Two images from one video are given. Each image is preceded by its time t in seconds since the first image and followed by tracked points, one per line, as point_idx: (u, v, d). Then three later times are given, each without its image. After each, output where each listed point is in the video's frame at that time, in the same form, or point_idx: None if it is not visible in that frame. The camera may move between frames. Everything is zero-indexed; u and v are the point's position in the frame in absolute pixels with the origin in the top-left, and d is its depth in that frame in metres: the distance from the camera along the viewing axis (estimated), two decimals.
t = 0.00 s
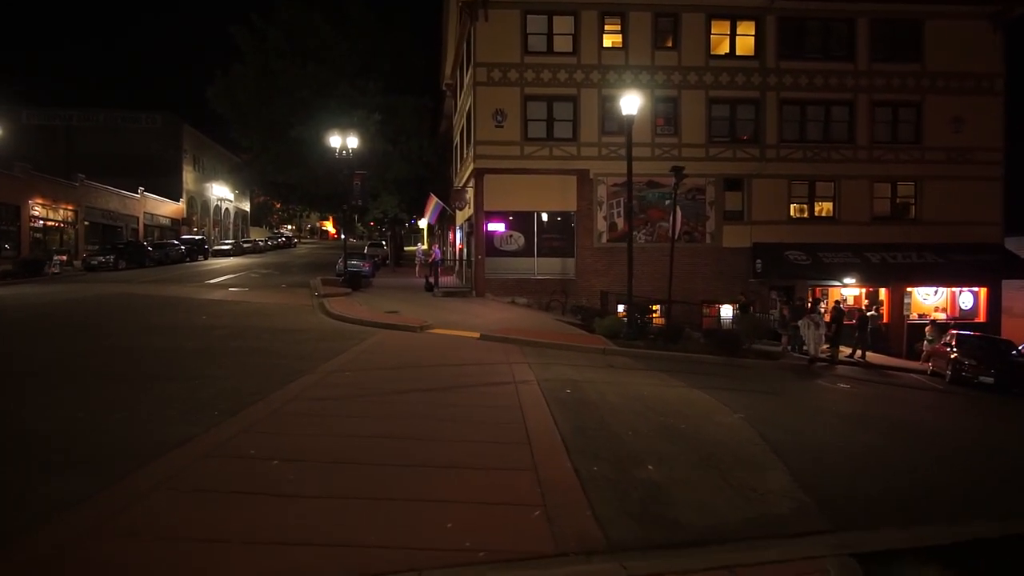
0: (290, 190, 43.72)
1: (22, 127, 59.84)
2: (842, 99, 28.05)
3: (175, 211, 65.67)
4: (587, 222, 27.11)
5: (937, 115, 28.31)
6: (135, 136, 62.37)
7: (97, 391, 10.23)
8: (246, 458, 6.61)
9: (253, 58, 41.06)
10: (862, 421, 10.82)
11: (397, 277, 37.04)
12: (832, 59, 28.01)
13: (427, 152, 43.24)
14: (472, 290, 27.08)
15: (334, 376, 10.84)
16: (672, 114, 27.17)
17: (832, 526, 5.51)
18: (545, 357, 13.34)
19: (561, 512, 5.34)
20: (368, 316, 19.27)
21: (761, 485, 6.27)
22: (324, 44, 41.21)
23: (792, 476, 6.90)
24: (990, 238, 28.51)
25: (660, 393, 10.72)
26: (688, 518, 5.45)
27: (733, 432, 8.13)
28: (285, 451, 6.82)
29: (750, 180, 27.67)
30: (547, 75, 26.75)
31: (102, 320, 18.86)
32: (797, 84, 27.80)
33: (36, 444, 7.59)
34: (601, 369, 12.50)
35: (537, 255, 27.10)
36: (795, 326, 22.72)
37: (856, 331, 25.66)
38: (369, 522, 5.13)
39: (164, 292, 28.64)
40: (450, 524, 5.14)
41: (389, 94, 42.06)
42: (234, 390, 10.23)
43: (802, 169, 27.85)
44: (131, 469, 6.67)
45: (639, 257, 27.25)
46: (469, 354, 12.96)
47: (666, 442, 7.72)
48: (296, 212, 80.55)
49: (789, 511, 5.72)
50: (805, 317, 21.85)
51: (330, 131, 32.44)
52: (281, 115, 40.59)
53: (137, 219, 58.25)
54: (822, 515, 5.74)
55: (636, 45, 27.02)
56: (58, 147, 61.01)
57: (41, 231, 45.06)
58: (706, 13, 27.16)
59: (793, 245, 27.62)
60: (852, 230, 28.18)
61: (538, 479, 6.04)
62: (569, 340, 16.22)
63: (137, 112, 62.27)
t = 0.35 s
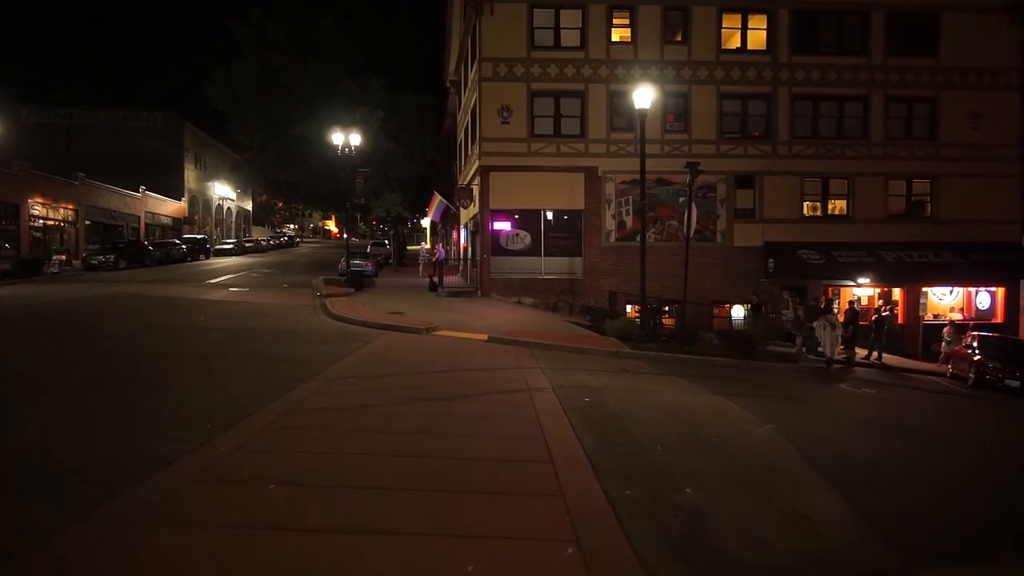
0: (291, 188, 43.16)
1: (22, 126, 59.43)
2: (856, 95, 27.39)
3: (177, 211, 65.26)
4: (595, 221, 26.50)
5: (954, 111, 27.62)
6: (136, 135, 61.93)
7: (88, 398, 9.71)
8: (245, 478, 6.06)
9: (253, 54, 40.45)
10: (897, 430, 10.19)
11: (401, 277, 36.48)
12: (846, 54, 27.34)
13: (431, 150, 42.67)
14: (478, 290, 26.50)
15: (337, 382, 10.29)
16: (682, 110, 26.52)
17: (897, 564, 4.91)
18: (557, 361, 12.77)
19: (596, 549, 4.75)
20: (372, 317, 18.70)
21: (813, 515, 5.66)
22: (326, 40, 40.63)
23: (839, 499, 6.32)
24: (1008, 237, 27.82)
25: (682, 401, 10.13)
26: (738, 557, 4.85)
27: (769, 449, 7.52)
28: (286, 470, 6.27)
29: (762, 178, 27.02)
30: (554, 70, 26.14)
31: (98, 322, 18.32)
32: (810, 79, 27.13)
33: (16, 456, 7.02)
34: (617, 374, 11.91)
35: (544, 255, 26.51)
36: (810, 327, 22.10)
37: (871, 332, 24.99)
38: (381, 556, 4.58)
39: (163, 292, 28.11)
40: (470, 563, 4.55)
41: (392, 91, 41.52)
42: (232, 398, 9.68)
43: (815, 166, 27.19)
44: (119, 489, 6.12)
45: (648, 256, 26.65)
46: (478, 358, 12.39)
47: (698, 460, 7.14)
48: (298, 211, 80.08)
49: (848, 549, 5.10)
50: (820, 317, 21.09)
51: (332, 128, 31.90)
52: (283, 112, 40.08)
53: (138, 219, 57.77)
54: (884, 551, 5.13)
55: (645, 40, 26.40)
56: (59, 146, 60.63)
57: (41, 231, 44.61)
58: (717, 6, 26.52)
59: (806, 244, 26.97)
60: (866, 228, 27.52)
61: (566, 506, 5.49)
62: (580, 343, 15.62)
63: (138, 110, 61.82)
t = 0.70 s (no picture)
0: (293, 187, 42.57)
1: (22, 125, 59.02)
2: (870, 90, 26.72)
3: (178, 210, 64.82)
4: (603, 219, 25.87)
5: (971, 106, 26.94)
6: (137, 134, 61.46)
7: (74, 402, 9.08)
8: (236, 499, 5.42)
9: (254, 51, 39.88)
10: (935, 439, 9.56)
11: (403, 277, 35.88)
12: (860, 47, 26.65)
13: (434, 148, 42.10)
14: (483, 290, 25.90)
15: (340, 388, 9.68)
16: (692, 106, 25.86)
17: None
18: (570, 365, 12.14)
19: None
20: (375, 318, 18.09)
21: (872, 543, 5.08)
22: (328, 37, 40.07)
23: (899, 525, 5.67)
24: None
25: (707, 410, 9.49)
26: None
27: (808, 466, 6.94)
28: (285, 489, 5.65)
29: (774, 175, 26.36)
30: (560, 64, 25.52)
31: (92, 323, 17.75)
32: (824, 74, 26.45)
33: None
34: (635, 379, 11.27)
35: (550, 254, 25.87)
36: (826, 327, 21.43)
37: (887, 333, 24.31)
38: None
39: (162, 292, 27.57)
40: None
41: (395, 88, 40.99)
42: (228, 402, 9.06)
43: (829, 162, 26.51)
44: (97, 508, 5.49)
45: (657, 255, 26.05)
46: (487, 361, 11.77)
47: (736, 481, 6.50)
48: (300, 211, 79.57)
49: None
50: (836, 318, 20.41)
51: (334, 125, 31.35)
52: (285, 109, 39.52)
53: (138, 218, 57.28)
54: None
55: (654, 33, 25.76)
56: (59, 145, 60.16)
57: (40, 230, 44.11)
58: None
59: (819, 243, 26.32)
60: (881, 226, 26.85)
61: (598, 537, 4.88)
62: (592, 345, 15.01)
63: (139, 110, 61.38)
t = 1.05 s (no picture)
0: (298, 186, 42.11)
1: (29, 125, 58.92)
2: (891, 85, 25.94)
3: (184, 210, 64.63)
4: (615, 218, 25.20)
5: (995, 101, 26.12)
6: (143, 134, 61.26)
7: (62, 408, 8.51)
8: (229, 534, 4.83)
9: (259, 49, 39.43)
10: (984, 454, 8.88)
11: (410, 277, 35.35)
12: (880, 42, 25.87)
13: (441, 147, 41.57)
14: (492, 291, 25.30)
15: (347, 393, 9.06)
16: (706, 102, 25.14)
17: None
18: (587, 371, 11.49)
19: None
20: (381, 320, 17.52)
21: None
22: (333, 35, 39.59)
23: (973, 562, 5.04)
24: None
25: (739, 424, 8.82)
26: None
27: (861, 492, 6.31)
28: (286, 519, 5.06)
29: (791, 173, 25.62)
30: (571, 60, 24.88)
31: (91, 324, 17.28)
32: (842, 69, 25.68)
33: None
34: (656, 387, 10.62)
35: (561, 254, 25.24)
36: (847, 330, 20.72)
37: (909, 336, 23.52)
38: None
39: (166, 293, 27.19)
40: None
41: (401, 86, 40.47)
42: (224, 409, 8.48)
43: (848, 160, 25.75)
44: (78, 537, 4.92)
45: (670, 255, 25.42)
46: (499, 368, 11.15)
47: (784, 508, 5.87)
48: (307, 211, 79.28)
49: None
50: (858, 321, 19.67)
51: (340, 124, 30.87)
52: (290, 107, 39.07)
53: (144, 218, 57.07)
54: None
55: (667, 28, 25.08)
56: (65, 145, 60.04)
57: (45, 230, 43.88)
58: None
59: (837, 242, 25.58)
60: (901, 226, 26.05)
61: None
62: (608, 350, 14.37)
63: (145, 109, 61.17)
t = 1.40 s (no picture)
0: (312, 185, 41.83)
1: (47, 127, 59.49)
2: (922, 77, 24.92)
3: (199, 211, 64.91)
4: (634, 216, 24.46)
5: None
6: (159, 135, 61.56)
7: (57, 412, 8.03)
8: (227, 558, 4.29)
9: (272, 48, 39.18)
10: None
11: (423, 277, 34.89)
12: (911, 32, 24.87)
13: (456, 145, 41.06)
14: (508, 291, 24.69)
15: (358, 400, 8.48)
16: (729, 95, 24.28)
17: None
18: (612, 376, 10.83)
19: None
20: (395, 322, 16.99)
21: None
22: (347, 33, 39.26)
23: None
24: None
25: (783, 436, 8.10)
26: None
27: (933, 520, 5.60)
28: (291, 543, 4.51)
29: (817, 169, 24.70)
30: (589, 53, 24.20)
31: (101, 325, 16.95)
32: (871, 60, 24.70)
33: None
34: (687, 394, 9.94)
35: (578, 253, 24.57)
36: (878, 332, 19.81)
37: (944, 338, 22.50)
38: None
39: (178, 293, 26.95)
40: None
41: (414, 84, 40.10)
42: (227, 414, 7.95)
43: (877, 155, 24.79)
44: (59, 558, 4.39)
45: (691, 254, 24.68)
46: (519, 373, 10.54)
47: (850, 534, 5.18)
48: (320, 211, 79.37)
49: None
50: (891, 322, 18.80)
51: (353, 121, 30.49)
52: (303, 106, 38.79)
53: (159, 218, 57.28)
54: None
55: (688, 20, 24.31)
56: (83, 146, 60.52)
57: (62, 231, 44.06)
58: None
59: (866, 240, 24.63)
60: (934, 223, 25.01)
61: None
62: (632, 353, 13.69)
63: (161, 110, 61.46)
